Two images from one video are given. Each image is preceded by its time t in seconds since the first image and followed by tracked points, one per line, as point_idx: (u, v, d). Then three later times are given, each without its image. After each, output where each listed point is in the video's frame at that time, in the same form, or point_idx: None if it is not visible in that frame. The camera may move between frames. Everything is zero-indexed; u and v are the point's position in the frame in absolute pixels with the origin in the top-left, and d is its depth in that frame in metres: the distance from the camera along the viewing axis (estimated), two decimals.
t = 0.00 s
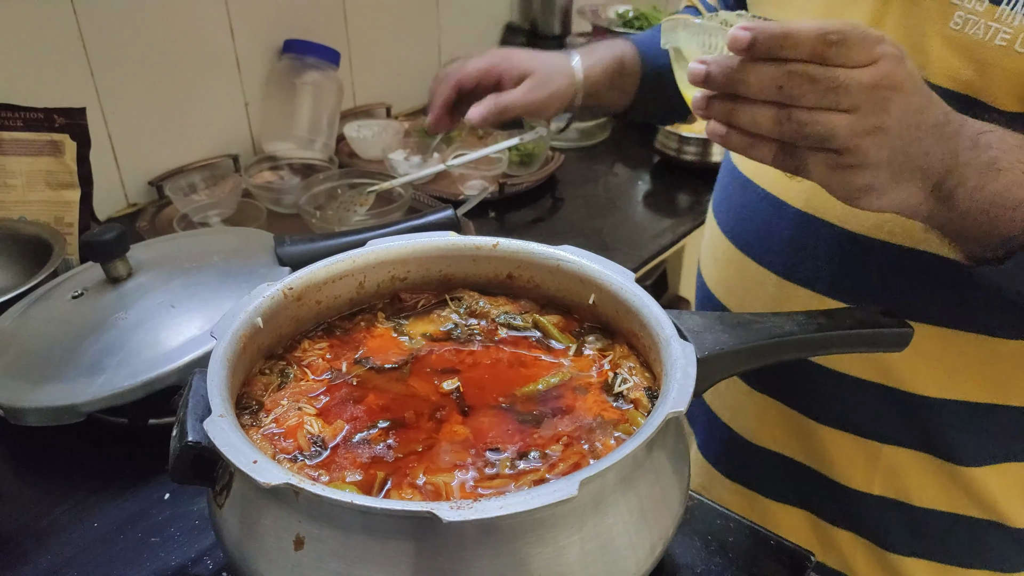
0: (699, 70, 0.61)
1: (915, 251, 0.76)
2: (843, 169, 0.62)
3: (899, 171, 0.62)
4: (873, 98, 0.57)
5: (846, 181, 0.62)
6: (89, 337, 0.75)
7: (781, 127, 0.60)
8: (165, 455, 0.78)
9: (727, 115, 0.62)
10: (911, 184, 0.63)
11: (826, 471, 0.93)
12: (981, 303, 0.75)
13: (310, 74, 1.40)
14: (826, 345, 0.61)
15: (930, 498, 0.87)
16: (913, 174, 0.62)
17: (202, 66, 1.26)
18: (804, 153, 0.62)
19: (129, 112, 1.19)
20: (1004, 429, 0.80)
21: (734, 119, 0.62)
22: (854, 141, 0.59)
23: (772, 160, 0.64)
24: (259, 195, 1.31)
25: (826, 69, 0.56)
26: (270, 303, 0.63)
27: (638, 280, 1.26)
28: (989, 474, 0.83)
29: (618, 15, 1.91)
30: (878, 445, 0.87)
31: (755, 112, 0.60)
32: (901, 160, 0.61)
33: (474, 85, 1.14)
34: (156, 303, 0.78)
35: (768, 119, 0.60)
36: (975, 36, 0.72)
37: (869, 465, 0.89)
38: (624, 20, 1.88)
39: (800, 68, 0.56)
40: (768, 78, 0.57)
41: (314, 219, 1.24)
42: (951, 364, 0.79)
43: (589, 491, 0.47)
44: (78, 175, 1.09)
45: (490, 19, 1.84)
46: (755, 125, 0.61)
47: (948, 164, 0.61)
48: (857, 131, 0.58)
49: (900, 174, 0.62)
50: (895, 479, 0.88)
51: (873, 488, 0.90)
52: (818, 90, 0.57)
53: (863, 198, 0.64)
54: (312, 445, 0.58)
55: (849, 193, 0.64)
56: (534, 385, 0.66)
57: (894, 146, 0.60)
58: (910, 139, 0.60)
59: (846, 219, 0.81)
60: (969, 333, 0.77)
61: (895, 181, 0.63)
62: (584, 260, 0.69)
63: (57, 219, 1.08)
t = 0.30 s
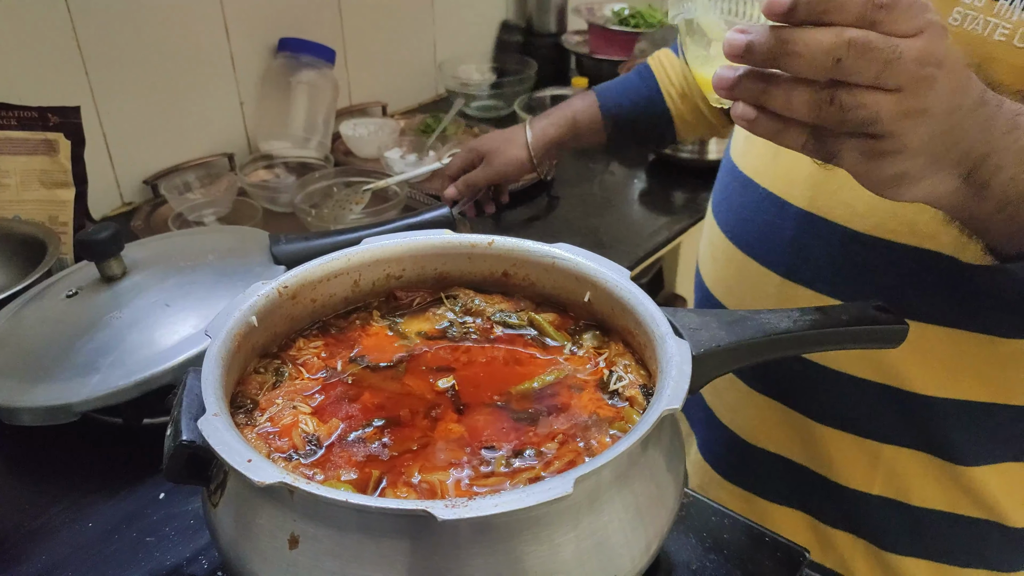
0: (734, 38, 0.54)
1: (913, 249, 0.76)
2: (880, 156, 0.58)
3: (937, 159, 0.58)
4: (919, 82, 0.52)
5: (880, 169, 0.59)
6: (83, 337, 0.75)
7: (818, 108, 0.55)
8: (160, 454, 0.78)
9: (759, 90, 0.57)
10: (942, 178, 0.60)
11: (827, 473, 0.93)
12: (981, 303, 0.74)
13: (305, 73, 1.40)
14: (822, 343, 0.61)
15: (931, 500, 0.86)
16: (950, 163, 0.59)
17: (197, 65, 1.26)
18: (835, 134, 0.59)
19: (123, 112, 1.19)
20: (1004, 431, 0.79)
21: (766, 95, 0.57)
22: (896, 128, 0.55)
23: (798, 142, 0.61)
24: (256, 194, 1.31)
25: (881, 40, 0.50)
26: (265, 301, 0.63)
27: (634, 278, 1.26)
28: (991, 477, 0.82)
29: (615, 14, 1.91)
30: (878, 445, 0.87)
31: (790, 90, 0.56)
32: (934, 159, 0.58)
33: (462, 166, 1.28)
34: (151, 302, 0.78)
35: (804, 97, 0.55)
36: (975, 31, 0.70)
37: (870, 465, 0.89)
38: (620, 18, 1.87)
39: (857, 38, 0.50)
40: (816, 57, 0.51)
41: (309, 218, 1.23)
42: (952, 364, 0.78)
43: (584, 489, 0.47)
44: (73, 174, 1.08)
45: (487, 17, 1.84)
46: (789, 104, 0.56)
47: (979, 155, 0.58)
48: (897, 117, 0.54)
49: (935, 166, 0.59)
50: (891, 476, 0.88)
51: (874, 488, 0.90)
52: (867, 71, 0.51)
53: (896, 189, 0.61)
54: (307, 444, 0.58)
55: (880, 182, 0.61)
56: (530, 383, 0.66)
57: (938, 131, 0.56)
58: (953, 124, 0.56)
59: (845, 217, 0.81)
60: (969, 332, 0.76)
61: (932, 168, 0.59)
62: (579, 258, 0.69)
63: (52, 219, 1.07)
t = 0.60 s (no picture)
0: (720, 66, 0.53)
1: (924, 232, 0.76)
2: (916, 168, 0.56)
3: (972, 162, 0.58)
4: (949, 85, 0.51)
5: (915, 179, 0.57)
6: (90, 326, 0.75)
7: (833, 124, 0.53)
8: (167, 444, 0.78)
9: (765, 118, 0.55)
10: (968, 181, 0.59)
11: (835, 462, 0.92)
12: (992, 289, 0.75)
13: (313, 63, 1.39)
14: (832, 338, 0.60)
15: (943, 484, 0.85)
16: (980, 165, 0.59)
17: (205, 54, 1.25)
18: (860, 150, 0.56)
19: (131, 101, 1.18)
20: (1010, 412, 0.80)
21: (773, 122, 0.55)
22: (927, 134, 0.53)
23: (817, 168, 0.58)
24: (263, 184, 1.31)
25: (888, 46, 0.49)
26: (273, 292, 0.62)
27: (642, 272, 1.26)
28: (1005, 455, 0.81)
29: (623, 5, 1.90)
30: (892, 432, 0.86)
31: (805, 112, 0.53)
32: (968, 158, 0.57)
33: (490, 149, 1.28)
34: (158, 292, 0.78)
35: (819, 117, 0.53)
36: (977, 11, 0.70)
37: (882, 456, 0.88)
38: (629, 9, 1.86)
39: (862, 48, 0.49)
40: (825, 71, 0.50)
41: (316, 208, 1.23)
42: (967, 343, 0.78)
43: (592, 484, 0.47)
44: (80, 163, 1.08)
45: (495, 8, 1.83)
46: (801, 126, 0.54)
47: (990, 149, 0.58)
48: (934, 121, 0.53)
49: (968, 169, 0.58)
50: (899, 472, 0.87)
51: (887, 475, 0.88)
52: (884, 80, 0.50)
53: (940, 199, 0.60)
54: (314, 435, 0.58)
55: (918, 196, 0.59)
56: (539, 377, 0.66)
57: (969, 136, 0.55)
58: (986, 124, 0.55)
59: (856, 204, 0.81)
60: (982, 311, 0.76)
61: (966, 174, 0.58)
62: (588, 251, 0.68)
63: (59, 207, 1.07)
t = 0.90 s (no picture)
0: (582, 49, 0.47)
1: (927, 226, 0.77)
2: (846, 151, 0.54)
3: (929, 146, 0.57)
4: (865, 54, 0.49)
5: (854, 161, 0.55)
6: (92, 325, 0.75)
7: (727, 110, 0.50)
8: (170, 443, 0.78)
9: (643, 112, 0.50)
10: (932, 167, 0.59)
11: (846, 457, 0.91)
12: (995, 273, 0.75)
13: (313, 62, 1.39)
14: (833, 335, 0.60)
15: (956, 469, 0.86)
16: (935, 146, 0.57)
17: (205, 54, 1.25)
18: (764, 141, 0.54)
19: (132, 101, 1.19)
20: (1012, 394, 0.81)
21: (659, 120, 0.50)
22: (849, 107, 0.51)
23: (720, 169, 0.55)
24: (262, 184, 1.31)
25: None
26: (275, 290, 0.63)
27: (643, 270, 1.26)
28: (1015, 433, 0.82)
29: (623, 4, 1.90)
30: (904, 421, 0.85)
31: (684, 88, 0.49)
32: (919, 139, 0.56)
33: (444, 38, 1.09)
34: (160, 291, 0.78)
35: (707, 101, 0.49)
36: None
37: (884, 453, 0.88)
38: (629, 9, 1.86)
39: None
40: (700, 36, 0.46)
41: (317, 208, 1.23)
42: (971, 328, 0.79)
43: (595, 481, 0.47)
44: (81, 162, 1.08)
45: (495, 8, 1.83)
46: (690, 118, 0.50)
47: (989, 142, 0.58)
48: (851, 91, 0.50)
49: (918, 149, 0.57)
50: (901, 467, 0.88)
51: (901, 466, 0.88)
52: (771, 46, 0.47)
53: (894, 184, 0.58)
54: (317, 433, 0.58)
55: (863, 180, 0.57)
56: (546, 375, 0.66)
57: (899, 115, 0.53)
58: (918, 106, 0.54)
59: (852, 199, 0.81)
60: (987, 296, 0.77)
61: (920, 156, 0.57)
62: (589, 249, 0.68)
63: (60, 207, 1.08)
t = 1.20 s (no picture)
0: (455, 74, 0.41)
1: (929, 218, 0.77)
2: (791, 208, 0.45)
3: (888, 133, 0.47)
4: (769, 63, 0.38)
5: (802, 195, 0.44)
6: (97, 315, 0.75)
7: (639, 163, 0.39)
8: (175, 431, 0.79)
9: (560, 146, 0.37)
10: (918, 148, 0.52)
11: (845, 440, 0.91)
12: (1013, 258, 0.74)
13: (314, 52, 1.39)
14: (834, 326, 0.61)
15: (960, 450, 0.87)
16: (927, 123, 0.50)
17: (207, 44, 1.25)
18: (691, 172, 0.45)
19: (134, 91, 1.19)
20: (1010, 385, 0.82)
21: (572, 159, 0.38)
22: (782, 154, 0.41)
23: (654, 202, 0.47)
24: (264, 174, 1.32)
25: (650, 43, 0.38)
26: (280, 280, 0.63)
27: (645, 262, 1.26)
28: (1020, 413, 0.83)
29: None
30: (913, 403, 0.85)
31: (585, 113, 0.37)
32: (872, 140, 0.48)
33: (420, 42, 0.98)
34: (164, 281, 0.78)
35: (611, 149, 0.38)
36: None
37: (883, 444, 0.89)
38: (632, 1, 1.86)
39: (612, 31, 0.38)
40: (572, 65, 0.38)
41: (320, 199, 1.24)
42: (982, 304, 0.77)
43: (599, 469, 0.47)
44: (85, 153, 1.09)
45: None
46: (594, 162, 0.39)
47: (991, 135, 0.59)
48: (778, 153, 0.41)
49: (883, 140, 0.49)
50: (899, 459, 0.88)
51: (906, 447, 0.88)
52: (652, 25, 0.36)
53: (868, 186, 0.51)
54: (323, 422, 0.59)
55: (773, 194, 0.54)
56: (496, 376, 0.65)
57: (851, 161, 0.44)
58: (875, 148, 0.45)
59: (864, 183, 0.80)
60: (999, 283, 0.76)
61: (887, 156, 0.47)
62: (592, 240, 0.68)
63: (63, 197, 1.08)
